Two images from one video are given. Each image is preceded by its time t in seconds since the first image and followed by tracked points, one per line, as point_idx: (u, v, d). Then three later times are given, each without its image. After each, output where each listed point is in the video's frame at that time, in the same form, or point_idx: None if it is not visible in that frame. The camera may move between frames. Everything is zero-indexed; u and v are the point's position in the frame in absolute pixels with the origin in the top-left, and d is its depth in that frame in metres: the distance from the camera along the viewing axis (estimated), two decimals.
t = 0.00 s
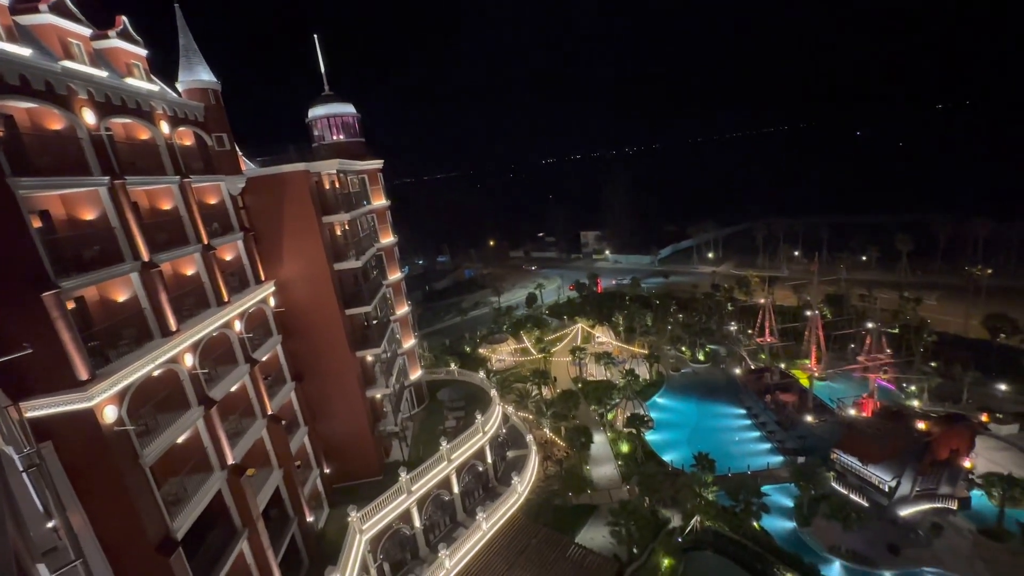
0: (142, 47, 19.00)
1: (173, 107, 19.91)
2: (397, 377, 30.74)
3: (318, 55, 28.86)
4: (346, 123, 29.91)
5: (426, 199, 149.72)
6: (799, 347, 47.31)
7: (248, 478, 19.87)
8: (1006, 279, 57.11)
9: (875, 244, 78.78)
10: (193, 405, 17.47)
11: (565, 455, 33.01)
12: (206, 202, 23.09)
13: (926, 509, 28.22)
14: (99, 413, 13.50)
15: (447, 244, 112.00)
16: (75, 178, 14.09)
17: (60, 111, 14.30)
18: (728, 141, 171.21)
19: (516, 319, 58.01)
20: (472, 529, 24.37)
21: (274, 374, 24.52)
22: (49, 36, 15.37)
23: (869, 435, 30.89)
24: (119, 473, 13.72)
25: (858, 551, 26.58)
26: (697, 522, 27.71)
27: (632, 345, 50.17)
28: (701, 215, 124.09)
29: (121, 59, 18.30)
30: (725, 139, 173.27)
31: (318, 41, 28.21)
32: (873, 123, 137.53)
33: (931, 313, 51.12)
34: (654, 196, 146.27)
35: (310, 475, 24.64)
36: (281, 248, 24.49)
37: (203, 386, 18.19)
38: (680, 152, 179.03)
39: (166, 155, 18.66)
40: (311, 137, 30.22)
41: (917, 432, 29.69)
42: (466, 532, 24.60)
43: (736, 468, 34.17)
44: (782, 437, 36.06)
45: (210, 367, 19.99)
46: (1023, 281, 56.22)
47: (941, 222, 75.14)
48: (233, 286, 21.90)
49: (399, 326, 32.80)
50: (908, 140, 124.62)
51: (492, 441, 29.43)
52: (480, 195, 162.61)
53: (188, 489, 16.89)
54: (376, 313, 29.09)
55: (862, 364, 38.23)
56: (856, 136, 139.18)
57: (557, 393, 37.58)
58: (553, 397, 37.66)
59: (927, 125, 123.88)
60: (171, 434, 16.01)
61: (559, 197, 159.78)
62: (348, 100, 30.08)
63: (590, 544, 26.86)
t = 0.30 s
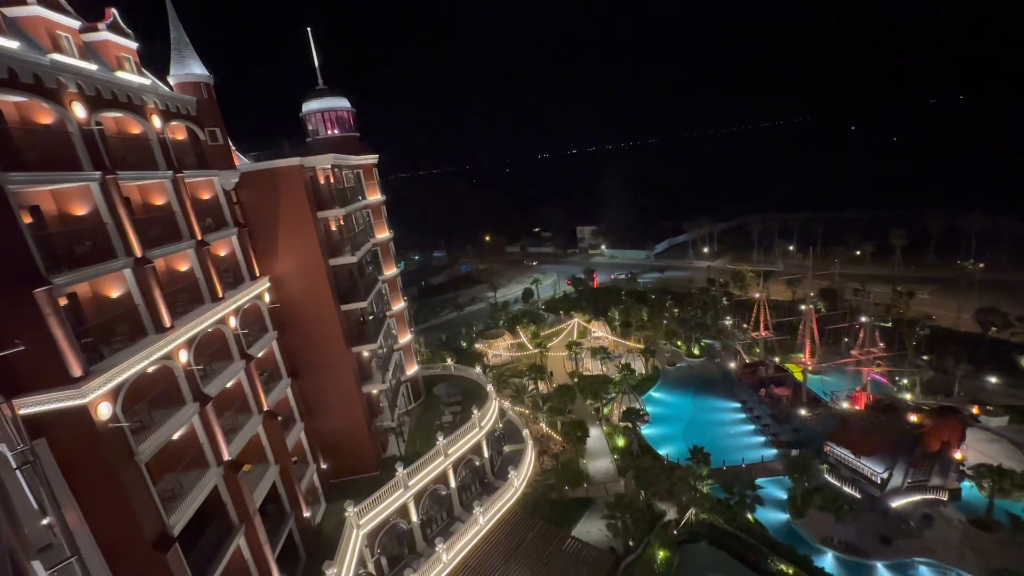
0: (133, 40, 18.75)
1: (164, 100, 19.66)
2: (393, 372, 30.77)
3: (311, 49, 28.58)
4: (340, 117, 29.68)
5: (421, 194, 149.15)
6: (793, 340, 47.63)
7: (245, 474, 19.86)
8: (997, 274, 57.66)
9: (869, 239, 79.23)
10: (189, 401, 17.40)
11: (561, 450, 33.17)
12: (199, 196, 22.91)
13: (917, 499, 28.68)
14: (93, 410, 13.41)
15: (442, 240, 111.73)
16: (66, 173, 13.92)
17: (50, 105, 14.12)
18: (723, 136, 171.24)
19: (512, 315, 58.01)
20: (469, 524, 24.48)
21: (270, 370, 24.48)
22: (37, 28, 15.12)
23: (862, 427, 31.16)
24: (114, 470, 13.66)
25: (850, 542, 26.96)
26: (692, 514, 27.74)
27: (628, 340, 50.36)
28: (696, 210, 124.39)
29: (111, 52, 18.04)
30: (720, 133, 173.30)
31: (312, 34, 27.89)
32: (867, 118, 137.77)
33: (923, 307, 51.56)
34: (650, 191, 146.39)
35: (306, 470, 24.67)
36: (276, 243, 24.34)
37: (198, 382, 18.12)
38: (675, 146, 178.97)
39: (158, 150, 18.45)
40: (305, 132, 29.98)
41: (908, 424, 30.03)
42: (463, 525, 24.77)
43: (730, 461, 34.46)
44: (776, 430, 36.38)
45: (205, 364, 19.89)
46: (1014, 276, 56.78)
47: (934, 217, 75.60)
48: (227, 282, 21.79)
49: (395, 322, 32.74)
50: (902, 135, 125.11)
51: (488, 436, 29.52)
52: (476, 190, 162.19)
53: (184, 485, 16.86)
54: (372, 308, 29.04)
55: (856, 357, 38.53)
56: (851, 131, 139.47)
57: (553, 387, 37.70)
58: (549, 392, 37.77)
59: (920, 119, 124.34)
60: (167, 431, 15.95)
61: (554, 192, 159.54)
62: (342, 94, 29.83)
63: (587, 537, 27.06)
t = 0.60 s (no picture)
0: (123, 33, 18.50)
1: (156, 94, 19.43)
2: (389, 368, 30.75)
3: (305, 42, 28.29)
4: (334, 111, 29.45)
5: (417, 189, 148.63)
6: (787, 335, 47.94)
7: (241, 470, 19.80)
8: (989, 268, 58.13)
9: (863, 233, 79.67)
10: (183, 397, 17.30)
11: (557, 444, 33.32)
12: (192, 191, 22.71)
13: (908, 491, 29.02)
14: (87, 406, 13.31)
15: (438, 235, 111.52)
16: (56, 168, 13.75)
17: (39, 98, 13.91)
18: (719, 130, 171.26)
19: (509, 310, 58.09)
20: (465, 518, 24.58)
21: (265, 366, 24.39)
22: (24, 21, 14.90)
23: (855, 420, 31.48)
24: (109, 467, 13.58)
25: (843, 534, 27.32)
26: (686, 507, 27.86)
27: (624, 335, 50.50)
28: (692, 205, 124.71)
29: (101, 45, 17.80)
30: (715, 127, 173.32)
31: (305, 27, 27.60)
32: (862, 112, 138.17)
33: (916, 301, 51.96)
34: (645, 186, 146.56)
35: (303, 466, 24.67)
36: (270, 239, 24.19)
37: (192, 378, 18.02)
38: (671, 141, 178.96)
39: (149, 145, 18.22)
40: (299, 127, 29.73)
41: (900, 417, 30.37)
42: (460, 520, 24.89)
43: (725, 454, 34.75)
44: (770, 423, 36.68)
45: (199, 360, 19.77)
46: (1006, 269, 57.34)
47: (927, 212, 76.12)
48: (221, 278, 21.66)
49: (391, 317, 32.70)
50: (896, 129, 125.47)
51: (485, 430, 29.59)
52: (471, 186, 161.76)
53: (180, 482, 16.79)
54: (367, 304, 28.96)
55: (849, 351, 38.87)
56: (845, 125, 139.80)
57: (550, 382, 37.81)
58: (546, 386, 37.91)
59: (914, 113, 124.62)
60: (161, 428, 15.87)
61: (550, 187, 159.41)
62: (337, 88, 29.60)
63: (583, 531, 27.23)
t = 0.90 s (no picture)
0: (112, 26, 18.25)
1: (147, 88, 19.17)
2: (385, 364, 30.73)
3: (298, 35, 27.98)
4: (328, 106, 29.21)
5: (412, 184, 148.02)
6: (781, 329, 48.25)
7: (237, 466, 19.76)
8: (980, 263, 58.64)
9: (857, 228, 80.16)
10: (178, 394, 17.24)
11: (553, 439, 33.45)
12: (185, 186, 22.50)
13: (900, 483, 29.29)
14: (80, 404, 13.22)
15: (433, 231, 111.19)
16: (45, 163, 13.58)
17: (27, 92, 13.72)
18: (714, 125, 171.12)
19: (504, 305, 58.11)
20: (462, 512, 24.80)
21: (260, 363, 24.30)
22: (11, 14, 14.66)
23: (847, 413, 31.79)
24: (103, 465, 13.51)
25: (836, 525, 27.67)
26: (682, 500, 28.06)
27: (620, 330, 50.64)
28: (686, 200, 124.98)
29: (90, 38, 17.54)
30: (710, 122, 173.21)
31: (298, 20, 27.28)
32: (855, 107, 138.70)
33: (909, 296, 52.39)
34: (640, 181, 146.66)
35: (299, 462, 24.65)
36: (264, 235, 24.02)
37: (187, 375, 17.95)
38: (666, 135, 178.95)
39: (141, 139, 18.01)
40: (293, 121, 29.44)
41: (892, 410, 30.70)
42: (457, 514, 25.02)
43: (719, 448, 35.03)
44: (764, 417, 36.99)
45: (194, 357, 19.69)
46: (997, 264, 57.96)
47: (920, 207, 76.68)
48: (215, 274, 21.51)
49: (387, 313, 32.66)
50: (890, 125, 125.91)
51: (481, 426, 29.65)
52: (467, 181, 161.19)
53: (175, 479, 16.74)
54: (363, 300, 28.88)
55: (842, 345, 39.23)
56: (840, 120, 140.05)
57: (546, 378, 37.90)
58: (542, 381, 38.03)
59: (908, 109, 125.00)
60: (156, 424, 15.80)
61: (545, 183, 159.20)
62: (330, 82, 29.35)
63: (579, 524, 27.39)
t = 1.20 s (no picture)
0: (100, 18, 17.97)
1: (137, 82, 18.89)
2: (381, 359, 30.74)
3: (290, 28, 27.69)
4: (321, 100, 28.95)
5: (406, 179, 147.41)
6: (775, 323, 48.58)
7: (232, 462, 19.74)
8: (972, 257, 59.14)
9: (850, 223, 80.63)
10: (172, 391, 17.16)
11: (549, 433, 33.61)
12: (176, 182, 22.26)
13: (891, 475, 29.74)
14: (73, 401, 13.11)
15: (429, 226, 110.88)
16: (34, 158, 13.37)
17: (14, 85, 13.47)
18: (709, 119, 171.10)
19: (500, 301, 58.13)
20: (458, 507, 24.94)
21: (255, 359, 24.22)
22: None
23: (840, 406, 32.09)
24: (97, 462, 13.44)
25: (828, 517, 28.06)
26: (676, 493, 28.02)
27: (615, 324, 50.79)
28: (681, 194, 125.26)
29: (78, 31, 17.26)
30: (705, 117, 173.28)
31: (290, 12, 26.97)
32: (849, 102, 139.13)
33: (901, 290, 52.83)
34: (635, 176, 146.74)
35: (295, 457, 24.65)
36: (258, 231, 23.85)
37: (181, 372, 17.87)
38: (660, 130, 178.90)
39: (131, 133, 17.77)
40: (286, 115, 29.21)
41: (883, 403, 31.03)
42: (453, 509, 25.17)
43: (714, 441, 35.32)
44: (758, 411, 37.29)
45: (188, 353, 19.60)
46: (987, 258, 58.59)
47: (912, 202, 77.22)
48: (209, 270, 21.37)
49: (382, 309, 32.59)
50: (883, 120, 126.35)
51: (477, 420, 29.72)
52: (461, 176, 160.66)
53: (171, 475, 16.70)
54: (358, 295, 28.79)
55: (835, 339, 39.59)
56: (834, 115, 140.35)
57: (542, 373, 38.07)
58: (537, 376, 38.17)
59: (902, 104, 125.45)
60: (150, 421, 15.71)
61: (540, 177, 158.98)
62: (324, 76, 29.07)
63: (575, 518, 27.56)
